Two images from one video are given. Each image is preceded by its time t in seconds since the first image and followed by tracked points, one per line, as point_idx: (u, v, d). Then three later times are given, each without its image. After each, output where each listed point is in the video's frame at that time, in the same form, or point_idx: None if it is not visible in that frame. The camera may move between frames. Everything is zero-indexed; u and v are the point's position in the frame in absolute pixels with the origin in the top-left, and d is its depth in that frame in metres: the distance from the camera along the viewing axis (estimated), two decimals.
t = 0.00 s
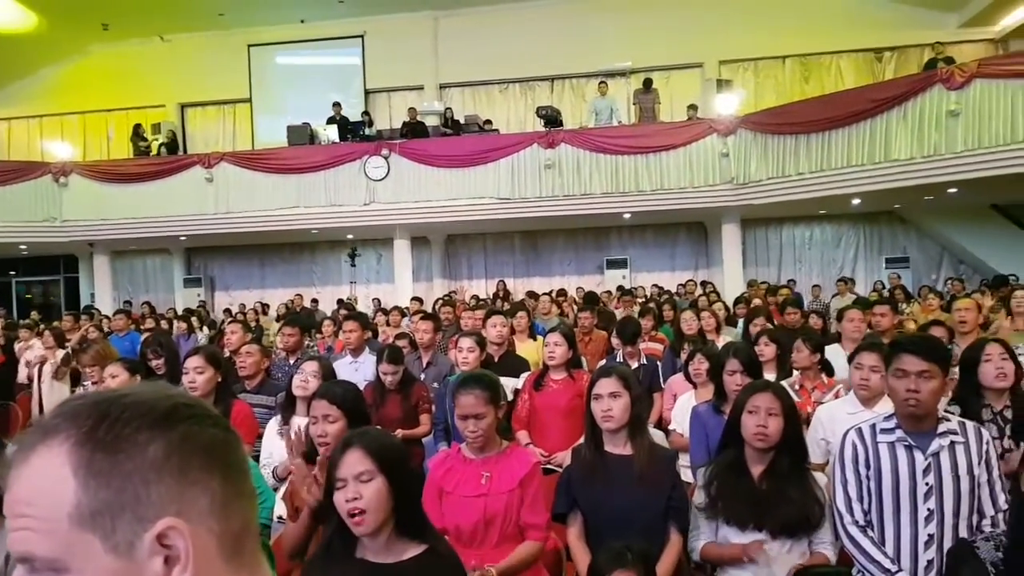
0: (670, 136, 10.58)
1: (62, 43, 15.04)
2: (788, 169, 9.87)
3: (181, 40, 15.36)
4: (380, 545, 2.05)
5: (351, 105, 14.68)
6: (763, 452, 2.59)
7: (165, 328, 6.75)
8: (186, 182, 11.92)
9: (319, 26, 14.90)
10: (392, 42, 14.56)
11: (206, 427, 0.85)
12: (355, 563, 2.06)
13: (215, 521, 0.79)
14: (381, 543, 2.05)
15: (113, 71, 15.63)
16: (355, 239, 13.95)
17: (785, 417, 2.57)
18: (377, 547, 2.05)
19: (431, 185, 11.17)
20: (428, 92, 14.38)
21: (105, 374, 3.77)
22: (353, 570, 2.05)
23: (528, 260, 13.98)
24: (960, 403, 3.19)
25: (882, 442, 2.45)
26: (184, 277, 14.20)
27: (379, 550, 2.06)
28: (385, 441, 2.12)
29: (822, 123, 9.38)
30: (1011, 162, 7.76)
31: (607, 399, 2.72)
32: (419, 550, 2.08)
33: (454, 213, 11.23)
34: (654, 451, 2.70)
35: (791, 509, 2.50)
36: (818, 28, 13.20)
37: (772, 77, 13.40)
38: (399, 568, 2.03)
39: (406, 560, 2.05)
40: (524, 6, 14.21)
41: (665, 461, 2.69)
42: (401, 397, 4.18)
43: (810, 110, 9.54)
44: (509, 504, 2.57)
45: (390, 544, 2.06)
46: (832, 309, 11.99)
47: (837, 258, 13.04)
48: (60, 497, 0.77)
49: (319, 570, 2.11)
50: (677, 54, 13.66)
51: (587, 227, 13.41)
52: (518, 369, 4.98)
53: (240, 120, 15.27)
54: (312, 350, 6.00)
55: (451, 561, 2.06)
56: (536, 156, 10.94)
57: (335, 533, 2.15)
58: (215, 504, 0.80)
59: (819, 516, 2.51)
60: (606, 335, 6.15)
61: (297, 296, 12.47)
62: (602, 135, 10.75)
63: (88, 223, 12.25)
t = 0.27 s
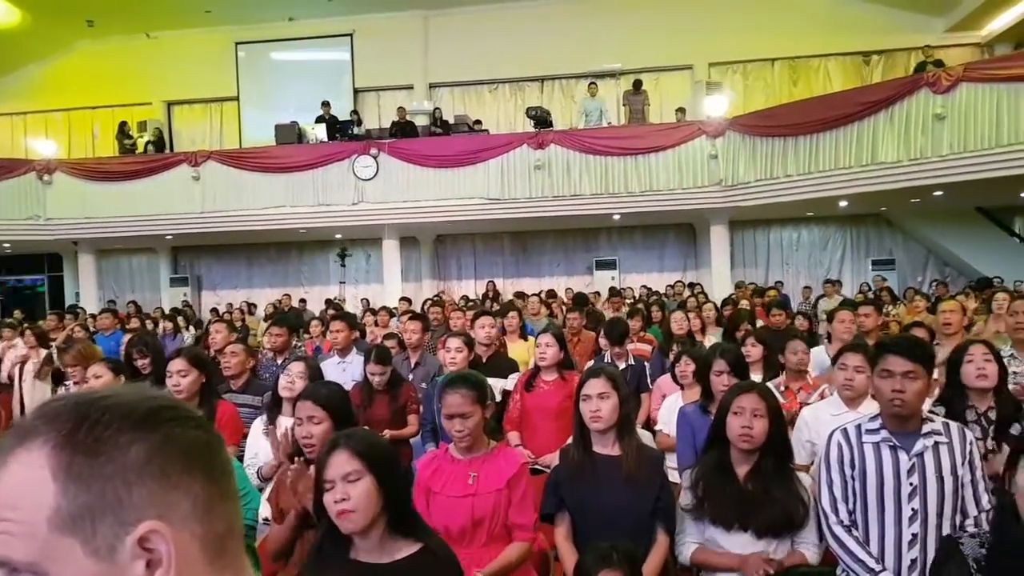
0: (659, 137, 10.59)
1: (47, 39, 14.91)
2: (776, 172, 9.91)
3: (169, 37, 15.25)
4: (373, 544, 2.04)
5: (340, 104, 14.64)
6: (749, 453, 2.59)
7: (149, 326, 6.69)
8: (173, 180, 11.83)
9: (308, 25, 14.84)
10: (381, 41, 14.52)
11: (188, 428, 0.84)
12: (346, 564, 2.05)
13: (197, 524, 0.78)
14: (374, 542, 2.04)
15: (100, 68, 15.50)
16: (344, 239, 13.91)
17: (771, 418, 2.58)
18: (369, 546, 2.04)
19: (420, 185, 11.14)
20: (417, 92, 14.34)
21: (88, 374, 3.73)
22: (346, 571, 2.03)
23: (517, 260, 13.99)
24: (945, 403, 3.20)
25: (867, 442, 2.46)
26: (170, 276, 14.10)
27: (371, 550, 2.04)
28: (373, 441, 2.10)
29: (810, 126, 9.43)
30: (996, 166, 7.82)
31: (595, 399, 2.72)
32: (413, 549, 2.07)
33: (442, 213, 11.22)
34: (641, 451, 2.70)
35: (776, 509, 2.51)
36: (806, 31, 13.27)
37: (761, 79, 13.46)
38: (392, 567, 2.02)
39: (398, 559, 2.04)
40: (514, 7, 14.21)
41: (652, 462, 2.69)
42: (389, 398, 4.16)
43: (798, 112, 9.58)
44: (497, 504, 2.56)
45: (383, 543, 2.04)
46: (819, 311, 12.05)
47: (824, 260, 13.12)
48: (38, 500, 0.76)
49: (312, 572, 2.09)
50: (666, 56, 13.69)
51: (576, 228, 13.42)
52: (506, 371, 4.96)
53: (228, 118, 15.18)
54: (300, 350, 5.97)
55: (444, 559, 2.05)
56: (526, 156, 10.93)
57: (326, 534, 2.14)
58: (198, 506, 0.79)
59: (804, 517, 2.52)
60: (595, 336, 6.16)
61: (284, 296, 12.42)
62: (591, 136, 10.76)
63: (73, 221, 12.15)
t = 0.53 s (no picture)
0: (646, 136, 10.61)
1: (29, 35, 14.77)
2: (763, 170, 9.95)
3: (153, 34, 15.14)
4: (374, 544, 2.01)
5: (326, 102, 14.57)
6: (732, 451, 2.60)
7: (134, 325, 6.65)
8: (158, 178, 11.75)
9: (294, 22, 14.76)
10: (368, 38, 14.47)
11: (166, 427, 0.83)
12: (349, 564, 2.02)
13: (173, 523, 0.77)
14: (375, 542, 2.01)
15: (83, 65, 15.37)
16: (331, 237, 13.85)
17: (754, 416, 2.59)
18: (371, 546, 2.01)
19: (407, 183, 11.11)
20: (404, 89, 14.29)
21: (69, 373, 3.70)
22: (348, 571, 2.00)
23: (505, 258, 13.97)
24: (930, 400, 3.22)
25: (851, 439, 2.47)
26: (155, 274, 14.01)
27: (373, 549, 2.01)
28: (371, 440, 2.05)
29: (796, 124, 9.47)
30: (979, 165, 7.88)
31: (581, 398, 2.72)
32: (413, 547, 2.03)
33: (430, 211, 11.19)
34: (628, 449, 2.70)
35: (760, 507, 2.51)
36: (792, 30, 13.32)
37: (747, 78, 13.50)
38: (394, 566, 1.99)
39: (400, 558, 2.01)
40: (501, 4, 14.19)
41: (638, 459, 2.70)
42: (375, 396, 4.15)
43: (785, 111, 9.62)
44: (484, 502, 2.55)
45: (385, 542, 2.01)
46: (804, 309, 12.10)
47: (810, 259, 13.18)
48: (11, 500, 0.74)
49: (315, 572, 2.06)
50: (653, 54, 13.71)
51: (563, 226, 13.42)
52: (493, 369, 4.96)
53: (213, 115, 15.07)
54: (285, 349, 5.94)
55: (446, 559, 2.01)
56: (513, 154, 10.92)
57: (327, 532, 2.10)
58: (175, 505, 0.78)
59: (788, 514, 2.52)
60: (582, 334, 6.16)
61: (270, 295, 12.36)
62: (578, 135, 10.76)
63: (56, 219, 12.04)
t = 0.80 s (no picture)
0: (637, 133, 10.62)
1: (16, 26, 14.64)
2: (752, 169, 9.98)
3: (142, 26, 15.03)
4: (379, 541, 1.98)
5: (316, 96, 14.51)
6: (719, 449, 2.60)
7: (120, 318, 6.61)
8: (146, 171, 11.67)
9: (284, 15, 14.68)
10: (359, 33, 14.41)
11: (147, 419, 0.81)
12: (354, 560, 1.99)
13: (153, 517, 0.76)
14: (379, 539, 1.98)
15: (71, 56, 15.26)
16: (321, 232, 13.80)
17: (742, 414, 2.59)
18: (376, 542, 1.98)
19: (398, 178, 11.08)
20: (395, 84, 14.24)
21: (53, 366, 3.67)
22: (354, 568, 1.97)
23: (495, 255, 13.97)
24: (916, 399, 3.24)
25: (838, 438, 2.48)
26: (143, 268, 13.93)
27: (378, 546, 1.98)
28: (377, 439, 1.99)
29: (786, 123, 9.51)
30: (967, 166, 7.93)
31: (569, 395, 2.72)
32: (417, 546, 1.99)
33: (420, 207, 11.16)
34: (615, 446, 2.70)
35: (746, 505, 2.52)
36: (782, 29, 13.36)
37: (738, 77, 13.54)
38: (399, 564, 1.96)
39: (405, 555, 1.97)
40: None
41: (625, 456, 2.70)
42: (363, 391, 4.14)
43: (775, 110, 9.64)
44: (472, 499, 2.55)
45: (389, 540, 1.98)
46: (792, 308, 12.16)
47: (799, 258, 13.24)
48: None
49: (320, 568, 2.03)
50: (643, 52, 13.72)
51: (553, 223, 13.42)
52: (481, 366, 4.95)
53: (202, 109, 14.98)
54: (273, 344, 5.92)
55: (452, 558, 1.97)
56: (503, 150, 10.90)
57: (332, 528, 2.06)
58: (154, 498, 0.77)
59: (774, 512, 2.53)
60: (570, 331, 6.17)
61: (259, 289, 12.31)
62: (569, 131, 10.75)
63: (43, 211, 11.95)
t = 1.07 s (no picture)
0: (627, 133, 10.65)
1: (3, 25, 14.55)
2: (742, 169, 10.02)
3: (130, 26, 14.96)
4: (382, 543, 1.96)
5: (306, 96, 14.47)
6: (710, 447, 2.62)
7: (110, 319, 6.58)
8: (135, 171, 11.62)
9: (273, 15, 14.64)
10: (348, 33, 14.38)
11: (131, 422, 0.82)
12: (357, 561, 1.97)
13: (136, 521, 0.76)
14: (382, 541, 1.96)
15: (59, 55, 15.17)
16: (311, 232, 13.77)
17: (733, 413, 2.61)
18: (380, 544, 1.96)
19: (388, 178, 11.07)
20: (385, 84, 14.22)
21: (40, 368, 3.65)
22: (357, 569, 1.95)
23: (486, 254, 13.97)
24: (904, 398, 3.26)
25: (828, 437, 2.50)
26: (133, 269, 13.87)
27: (381, 547, 1.97)
28: (379, 441, 1.98)
29: (775, 123, 9.55)
30: (954, 165, 7.99)
31: (559, 394, 2.73)
32: (420, 549, 1.98)
33: (410, 207, 11.15)
34: (605, 446, 2.72)
35: (736, 505, 2.53)
36: (771, 30, 13.43)
37: (727, 77, 13.59)
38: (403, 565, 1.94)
39: (409, 557, 1.96)
40: None
41: (615, 456, 2.71)
42: (353, 392, 4.13)
43: (765, 110, 9.68)
44: (465, 500, 2.56)
45: (392, 542, 1.96)
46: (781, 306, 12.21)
47: (789, 257, 13.30)
48: None
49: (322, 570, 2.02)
50: (633, 52, 13.74)
51: (544, 223, 13.44)
52: (471, 366, 4.96)
53: (191, 109, 14.92)
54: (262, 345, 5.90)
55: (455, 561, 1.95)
56: (494, 150, 10.91)
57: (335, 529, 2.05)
58: (138, 500, 0.77)
59: (764, 511, 2.55)
60: (561, 331, 6.18)
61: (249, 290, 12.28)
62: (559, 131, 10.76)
63: (31, 211, 11.88)
